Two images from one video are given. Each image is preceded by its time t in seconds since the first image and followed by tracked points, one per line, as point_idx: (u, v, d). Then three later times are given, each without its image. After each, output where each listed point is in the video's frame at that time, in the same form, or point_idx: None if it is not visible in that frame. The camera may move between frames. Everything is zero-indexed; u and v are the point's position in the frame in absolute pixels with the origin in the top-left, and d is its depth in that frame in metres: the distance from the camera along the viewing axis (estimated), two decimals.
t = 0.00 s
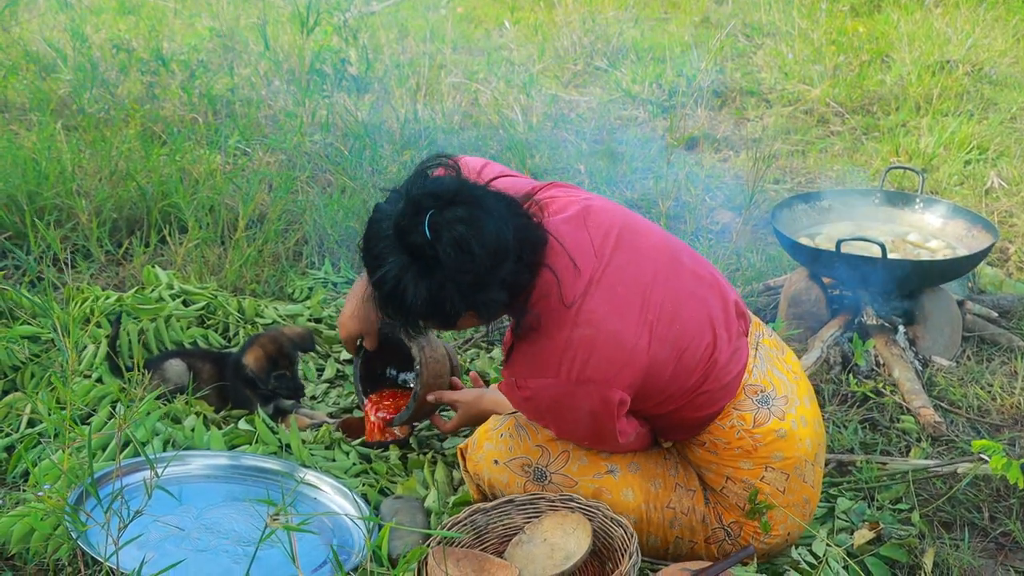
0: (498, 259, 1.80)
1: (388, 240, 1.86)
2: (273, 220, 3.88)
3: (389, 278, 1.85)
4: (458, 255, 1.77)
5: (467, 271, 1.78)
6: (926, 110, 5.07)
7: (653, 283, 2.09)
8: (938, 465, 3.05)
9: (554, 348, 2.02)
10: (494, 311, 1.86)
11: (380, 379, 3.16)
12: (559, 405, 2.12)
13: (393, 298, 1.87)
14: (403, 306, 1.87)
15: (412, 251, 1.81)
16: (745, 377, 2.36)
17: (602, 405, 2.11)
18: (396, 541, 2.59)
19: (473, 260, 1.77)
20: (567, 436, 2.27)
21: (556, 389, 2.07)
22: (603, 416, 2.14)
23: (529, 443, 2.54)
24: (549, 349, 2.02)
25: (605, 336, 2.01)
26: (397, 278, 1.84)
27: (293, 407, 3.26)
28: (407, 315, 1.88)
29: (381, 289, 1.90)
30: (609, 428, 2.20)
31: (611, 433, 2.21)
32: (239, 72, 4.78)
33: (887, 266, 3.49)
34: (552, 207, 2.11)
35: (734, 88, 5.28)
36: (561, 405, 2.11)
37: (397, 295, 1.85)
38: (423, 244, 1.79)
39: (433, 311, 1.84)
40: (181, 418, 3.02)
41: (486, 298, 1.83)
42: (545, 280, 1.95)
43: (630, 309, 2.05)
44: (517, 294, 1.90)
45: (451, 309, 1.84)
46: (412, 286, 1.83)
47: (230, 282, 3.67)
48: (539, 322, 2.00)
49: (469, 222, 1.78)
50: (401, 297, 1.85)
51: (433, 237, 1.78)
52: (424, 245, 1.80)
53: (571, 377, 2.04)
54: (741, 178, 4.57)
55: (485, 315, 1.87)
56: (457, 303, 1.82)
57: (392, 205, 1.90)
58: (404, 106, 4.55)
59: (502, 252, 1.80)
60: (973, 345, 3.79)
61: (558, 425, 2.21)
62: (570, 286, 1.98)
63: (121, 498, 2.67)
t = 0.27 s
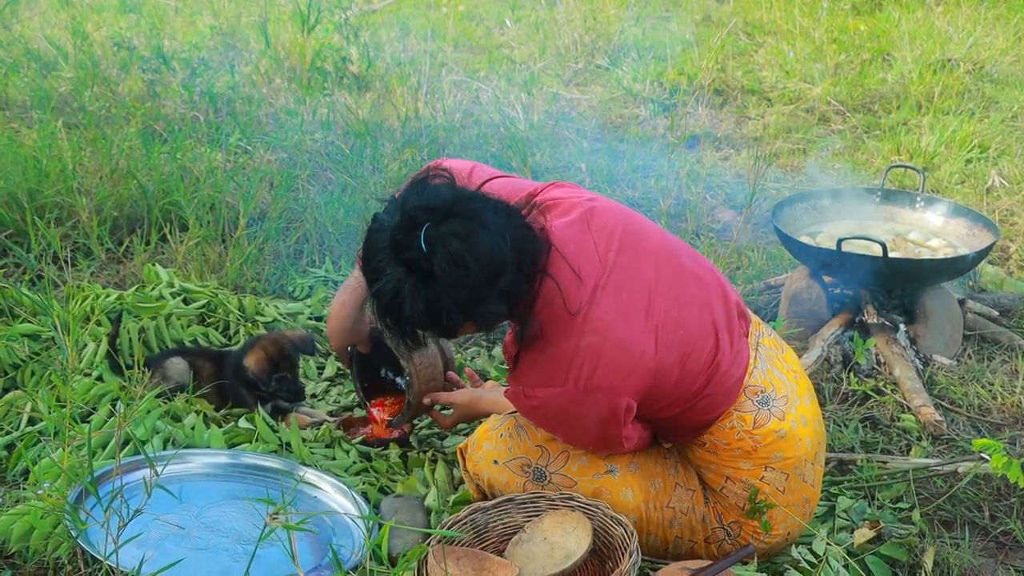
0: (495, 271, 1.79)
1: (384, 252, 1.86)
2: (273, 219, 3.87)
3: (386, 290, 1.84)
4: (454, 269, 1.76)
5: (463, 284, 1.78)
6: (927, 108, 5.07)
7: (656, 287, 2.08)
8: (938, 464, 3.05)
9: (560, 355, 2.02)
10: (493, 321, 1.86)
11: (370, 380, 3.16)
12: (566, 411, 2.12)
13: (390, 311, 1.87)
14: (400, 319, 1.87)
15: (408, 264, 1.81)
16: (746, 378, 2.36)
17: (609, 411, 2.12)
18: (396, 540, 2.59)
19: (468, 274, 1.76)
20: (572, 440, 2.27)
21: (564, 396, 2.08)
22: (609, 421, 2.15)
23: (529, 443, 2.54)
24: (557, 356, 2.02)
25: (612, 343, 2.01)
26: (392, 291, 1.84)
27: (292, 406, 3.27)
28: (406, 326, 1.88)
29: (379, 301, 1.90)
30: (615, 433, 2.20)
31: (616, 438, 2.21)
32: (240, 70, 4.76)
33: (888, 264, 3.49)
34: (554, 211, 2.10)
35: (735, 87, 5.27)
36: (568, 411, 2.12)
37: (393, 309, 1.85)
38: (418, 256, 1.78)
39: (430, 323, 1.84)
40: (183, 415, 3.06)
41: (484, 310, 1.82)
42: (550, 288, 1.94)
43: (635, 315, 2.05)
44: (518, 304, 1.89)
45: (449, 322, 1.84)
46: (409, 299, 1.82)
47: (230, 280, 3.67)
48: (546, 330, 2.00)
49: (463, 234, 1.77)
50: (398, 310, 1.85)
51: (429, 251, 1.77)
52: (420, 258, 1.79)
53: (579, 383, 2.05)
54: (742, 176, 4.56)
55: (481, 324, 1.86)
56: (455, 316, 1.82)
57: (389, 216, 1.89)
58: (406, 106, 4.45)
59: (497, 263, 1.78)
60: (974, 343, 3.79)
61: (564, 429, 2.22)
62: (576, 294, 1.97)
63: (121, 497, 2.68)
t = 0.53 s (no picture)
0: (498, 283, 1.78)
1: (385, 266, 1.85)
2: (273, 218, 3.87)
3: (388, 304, 1.83)
4: (455, 282, 1.76)
5: (466, 297, 1.77)
6: (927, 107, 5.06)
7: (660, 292, 2.08)
8: (938, 464, 3.06)
9: (567, 363, 2.02)
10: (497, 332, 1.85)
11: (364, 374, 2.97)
12: (574, 417, 2.13)
13: (393, 326, 1.87)
14: (404, 333, 1.86)
15: (410, 279, 1.80)
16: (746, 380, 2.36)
17: (617, 418, 2.12)
18: (396, 540, 2.60)
19: (469, 288, 1.76)
20: (579, 445, 2.28)
21: (573, 404, 2.08)
22: (617, 426, 2.16)
23: (529, 444, 2.53)
24: (564, 364, 2.02)
25: (620, 350, 2.01)
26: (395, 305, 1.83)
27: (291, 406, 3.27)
28: (408, 340, 1.87)
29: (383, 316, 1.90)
30: (621, 439, 2.21)
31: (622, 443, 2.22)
32: (240, 69, 4.74)
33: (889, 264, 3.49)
34: (557, 215, 2.09)
35: (735, 86, 5.26)
36: (577, 418, 2.12)
37: (397, 323, 1.85)
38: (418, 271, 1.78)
39: (435, 335, 1.84)
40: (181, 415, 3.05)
41: (488, 322, 1.82)
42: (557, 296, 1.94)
43: (641, 322, 2.04)
44: (523, 313, 1.89)
45: (453, 334, 1.83)
46: (412, 313, 1.82)
47: (230, 279, 3.67)
48: (554, 338, 2.00)
49: (463, 246, 1.76)
50: (401, 324, 1.85)
51: (430, 266, 1.77)
52: (421, 272, 1.78)
53: (587, 391, 2.05)
54: (743, 176, 4.56)
55: (486, 337, 1.86)
56: (459, 328, 1.82)
57: (389, 228, 1.88)
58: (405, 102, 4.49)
59: (500, 276, 1.77)
60: (974, 343, 3.79)
61: (572, 435, 2.22)
62: (582, 303, 1.97)
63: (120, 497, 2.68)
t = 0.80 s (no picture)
0: (500, 282, 1.77)
1: (384, 267, 1.85)
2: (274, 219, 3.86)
3: (389, 305, 1.83)
4: (455, 281, 1.76)
5: (465, 297, 1.76)
6: (929, 108, 5.06)
7: (661, 295, 2.08)
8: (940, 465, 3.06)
9: (570, 365, 2.02)
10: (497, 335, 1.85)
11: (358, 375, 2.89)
12: (578, 420, 2.13)
13: (393, 326, 1.86)
14: (403, 335, 1.86)
15: (410, 278, 1.80)
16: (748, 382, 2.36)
17: (621, 420, 2.12)
18: (398, 541, 2.60)
19: (468, 288, 1.76)
20: (583, 449, 2.28)
21: (576, 407, 2.08)
22: (621, 429, 2.16)
23: (529, 447, 2.52)
24: (568, 367, 2.02)
25: (623, 353, 2.01)
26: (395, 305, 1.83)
27: (292, 407, 3.27)
28: (410, 342, 1.87)
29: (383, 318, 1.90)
30: (625, 441, 2.21)
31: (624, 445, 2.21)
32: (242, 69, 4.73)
33: (890, 265, 3.50)
34: (559, 217, 2.08)
35: (737, 87, 5.25)
36: (581, 421, 2.12)
37: (397, 324, 1.85)
38: (418, 270, 1.78)
39: (434, 336, 1.83)
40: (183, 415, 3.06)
41: (488, 323, 1.81)
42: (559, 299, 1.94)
43: (644, 324, 2.04)
44: (524, 315, 1.88)
45: (453, 335, 1.83)
46: (412, 313, 1.81)
47: (232, 280, 3.67)
48: (556, 341, 2.00)
49: (462, 245, 1.76)
50: (401, 325, 1.84)
51: (429, 265, 1.77)
52: (420, 273, 1.78)
53: (590, 394, 2.05)
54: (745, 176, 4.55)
55: (486, 339, 1.85)
56: (459, 329, 1.81)
57: (389, 230, 1.89)
58: (407, 103, 4.49)
59: (499, 277, 1.77)
60: (976, 344, 3.78)
61: (575, 438, 2.22)
62: (584, 305, 1.97)
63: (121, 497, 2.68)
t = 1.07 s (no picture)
0: (521, 235, 1.77)
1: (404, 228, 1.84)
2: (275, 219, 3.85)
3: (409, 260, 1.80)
4: (480, 235, 1.74)
5: (490, 249, 1.76)
6: (930, 109, 5.08)
7: (674, 287, 2.08)
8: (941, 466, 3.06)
9: (577, 349, 2.01)
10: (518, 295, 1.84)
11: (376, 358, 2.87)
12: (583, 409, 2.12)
13: (413, 288, 1.83)
14: (424, 297, 1.83)
15: (433, 236, 1.78)
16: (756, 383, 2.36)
17: (625, 410, 2.12)
18: (398, 541, 2.60)
19: (490, 238, 1.75)
20: (587, 439, 2.27)
21: (580, 394, 2.08)
22: (625, 420, 2.15)
23: (528, 450, 2.54)
24: (574, 355, 2.02)
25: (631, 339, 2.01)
26: (417, 262, 1.81)
27: (292, 407, 3.28)
28: (427, 300, 1.83)
29: (402, 282, 1.87)
30: (627, 432, 2.20)
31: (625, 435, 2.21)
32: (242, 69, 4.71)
33: (891, 266, 3.50)
34: (576, 207, 2.09)
35: (737, 88, 5.23)
36: (586, 410, 2.12)
37: (418, 285, 1.82)
38: (441, 225, 1.76)
39: (457, 297, 1.80)
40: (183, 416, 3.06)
41: (510, 280, 1.80)
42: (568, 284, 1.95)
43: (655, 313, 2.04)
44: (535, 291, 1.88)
45: (477, 296, 1.81)
46: (434, 271, 1.79)
47: (232, 280, 3.67)
48: (564, 328, 2.00)
49: (487, 199, 1.75)
50: (422, 284, 1.81)
51: (452, 215, 1.76)
52: (441, 226, 1.77)
53: (596, 381, 2.05)
54: (746, 177, 4.54)
55: (507, 297, 1.84)
56: (482, 288, 1.80)
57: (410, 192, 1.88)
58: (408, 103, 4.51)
59: (521, 232, 1.77)
60: (976, 345, 3.78)
61: (579, 428, 2.21)
62: (596, 289, 1.97)
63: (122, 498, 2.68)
